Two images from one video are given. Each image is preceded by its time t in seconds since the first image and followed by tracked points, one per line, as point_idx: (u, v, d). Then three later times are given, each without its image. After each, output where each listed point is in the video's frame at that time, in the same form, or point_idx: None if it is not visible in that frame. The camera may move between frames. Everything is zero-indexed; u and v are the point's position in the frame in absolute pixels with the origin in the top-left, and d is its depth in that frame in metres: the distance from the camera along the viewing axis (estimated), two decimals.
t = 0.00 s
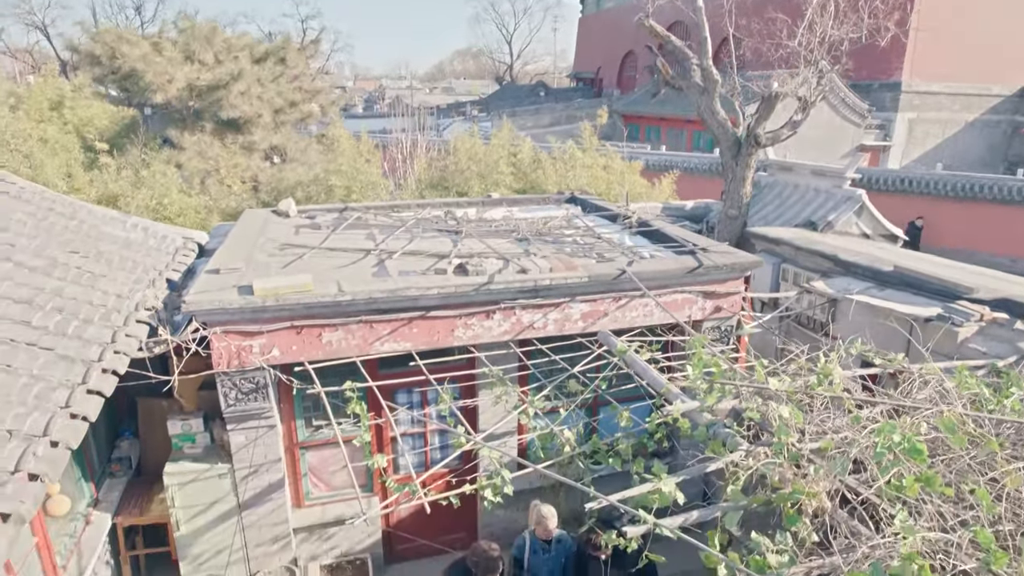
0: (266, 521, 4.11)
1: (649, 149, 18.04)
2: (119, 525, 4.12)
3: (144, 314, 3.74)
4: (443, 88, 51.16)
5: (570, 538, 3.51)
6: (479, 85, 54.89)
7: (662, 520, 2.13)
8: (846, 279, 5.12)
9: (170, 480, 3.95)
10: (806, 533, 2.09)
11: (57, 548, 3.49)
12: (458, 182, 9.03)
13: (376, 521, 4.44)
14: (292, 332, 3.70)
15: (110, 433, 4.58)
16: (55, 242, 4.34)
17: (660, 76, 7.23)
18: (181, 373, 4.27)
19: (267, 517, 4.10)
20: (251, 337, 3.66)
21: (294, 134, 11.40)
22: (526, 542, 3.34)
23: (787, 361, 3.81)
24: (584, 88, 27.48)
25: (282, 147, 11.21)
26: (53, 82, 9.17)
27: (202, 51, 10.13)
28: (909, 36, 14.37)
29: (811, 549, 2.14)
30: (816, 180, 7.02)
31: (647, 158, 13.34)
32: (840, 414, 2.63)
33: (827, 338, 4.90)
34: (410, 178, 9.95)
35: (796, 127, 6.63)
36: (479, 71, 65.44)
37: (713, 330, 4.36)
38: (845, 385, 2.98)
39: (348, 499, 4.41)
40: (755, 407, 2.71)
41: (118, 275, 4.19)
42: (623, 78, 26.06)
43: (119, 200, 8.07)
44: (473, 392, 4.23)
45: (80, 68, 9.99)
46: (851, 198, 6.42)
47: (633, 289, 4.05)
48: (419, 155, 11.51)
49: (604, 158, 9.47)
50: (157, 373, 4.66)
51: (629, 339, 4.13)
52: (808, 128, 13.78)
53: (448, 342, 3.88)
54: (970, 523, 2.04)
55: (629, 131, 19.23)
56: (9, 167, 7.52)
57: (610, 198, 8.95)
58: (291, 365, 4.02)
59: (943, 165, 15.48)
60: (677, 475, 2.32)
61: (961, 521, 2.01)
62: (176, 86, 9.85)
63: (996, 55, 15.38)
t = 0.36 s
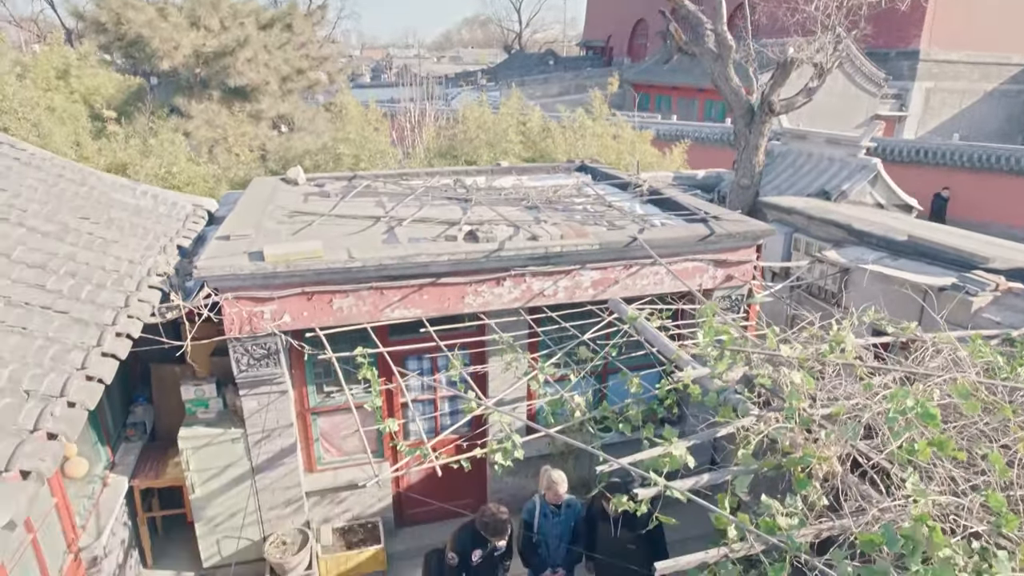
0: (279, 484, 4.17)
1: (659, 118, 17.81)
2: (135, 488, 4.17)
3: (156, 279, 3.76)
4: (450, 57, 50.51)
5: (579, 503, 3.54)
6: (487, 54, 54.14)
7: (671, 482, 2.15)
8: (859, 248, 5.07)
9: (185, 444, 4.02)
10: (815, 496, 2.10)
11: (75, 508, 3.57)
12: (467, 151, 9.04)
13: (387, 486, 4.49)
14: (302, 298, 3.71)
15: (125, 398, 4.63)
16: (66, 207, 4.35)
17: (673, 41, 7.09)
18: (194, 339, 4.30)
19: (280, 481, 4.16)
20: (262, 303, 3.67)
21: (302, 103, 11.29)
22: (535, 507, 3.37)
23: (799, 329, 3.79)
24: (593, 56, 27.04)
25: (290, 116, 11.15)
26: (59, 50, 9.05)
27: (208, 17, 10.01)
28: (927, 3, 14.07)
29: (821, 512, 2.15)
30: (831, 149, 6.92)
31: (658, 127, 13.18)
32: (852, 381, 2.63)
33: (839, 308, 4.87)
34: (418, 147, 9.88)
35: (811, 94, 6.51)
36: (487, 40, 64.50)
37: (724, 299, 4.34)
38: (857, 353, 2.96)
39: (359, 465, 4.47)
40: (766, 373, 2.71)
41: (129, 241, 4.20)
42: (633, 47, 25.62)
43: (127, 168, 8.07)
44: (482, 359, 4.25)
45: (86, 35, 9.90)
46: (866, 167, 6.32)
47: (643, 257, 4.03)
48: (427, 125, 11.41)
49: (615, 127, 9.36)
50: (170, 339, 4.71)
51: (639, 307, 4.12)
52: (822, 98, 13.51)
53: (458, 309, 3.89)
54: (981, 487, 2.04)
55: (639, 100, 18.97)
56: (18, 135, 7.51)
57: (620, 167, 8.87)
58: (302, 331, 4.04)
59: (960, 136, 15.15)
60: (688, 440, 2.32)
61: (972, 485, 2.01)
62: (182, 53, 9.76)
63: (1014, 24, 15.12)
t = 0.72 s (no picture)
0: (287, 454, 4.22)
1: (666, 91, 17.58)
2: (145, 457, 4.18)
3: (161, 250, 3.76)
4: (454, 29, 49.82)
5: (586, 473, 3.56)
6: (492, 26, 53.39)
7: (677, 451, 2.15)
8: (868, 221, 5.02)
9: (192, 414, 4.04)
10: (821, 465, 2.11)
11: (86, 477, 3.62)
12: (472, 124, 8.96)
13: (393, 456, 4.53)
14: (308, 269, 3.71)
15: (133, 369, 4.71)
16: (70, 178, 4.33)
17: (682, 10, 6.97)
18: (200, 309, 4.31)
19: (287, 451, 4.20)
20: (268, 274, 3.67)
21: (304, 75, 11.17)
22: (541, 476, 3.39)
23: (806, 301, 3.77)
24: (600, 28, 26.62)
25: (293, 88, 11.05)
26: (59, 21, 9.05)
27: None
28: None
29: (826, 480, 2.16)
30: (840, 121, 6.83)
31: (665, 100, 13.02)
32: (859, 352, 2.62)
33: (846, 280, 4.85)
34: (423, 120, 9.79)
35: (822, 65, 6.39)
36: (492, 11, 63.54)
37: (730, 271, 4.32)
38: (864, 325, 2.95)
39: (365, 435, 4.50)
40: (772, 344, 2.70)
41: (134, 212, 4.19)
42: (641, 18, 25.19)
43: (130, 140, 8.03)
44: (488, 330, 4.26)
45: (86, 5, 9.77)
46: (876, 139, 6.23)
47: (650, 229, 4.01)
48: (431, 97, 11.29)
49: (622, 99, 9.25)
50: (176, 310, 4.72)
51: (645, 280, 4.11)
52: (832, 71, 13.30)
53: (463, 281, 3.89)
54: (986, 457, 2.05)
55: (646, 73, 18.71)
56: (21, 107, 7.46)
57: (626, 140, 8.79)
58: (308, 303, 4.04)
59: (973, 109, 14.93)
60: (694, 408, 2.32)
61: (979, 454, 2.02)
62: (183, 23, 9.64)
63: None
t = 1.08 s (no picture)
0: (293, 426, 4.25)
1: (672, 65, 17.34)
2: (152, 429, 4.22)
3: (164, 222, 3.74)
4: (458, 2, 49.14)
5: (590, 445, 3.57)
6: None
7: (681, 422, 2.15)
8: (876, 195, 4.97)
9: (198, 386, 4.06)
10: (824, 435, 2.11)
11: (94, 448, 3.65)
12: (476, 97, 8.90)
13: (397, 428, 4.56)
14: (312, 241, 3.69)
15: (138, 342, 4.74)
16: (72, 149, 4.31)
17: None
18: (204, 282, 4.31)
19: (293, 423, 4.23)
20: (271, 246, 3.65)
21: (306, 47, 11.00)
22: (544, 449, 3.40)
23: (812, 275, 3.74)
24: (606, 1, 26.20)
25: (295, 61, 10.92)
26: None
27: None
28: None
29: (829, 450, 2.17)
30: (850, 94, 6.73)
31: (672, 74, 12.84)
32: (865, 325, 2.61)
33: (852, 255, 4.82)
34: (427, 94, 9.68)
35: (832, 36, 6.26)
36: None
37: (736, 245, 4.28)
38: (872, 298, 2.93)
39: (370, 408, 4.52)
40: (778, 317, 2.68)
41: (136, 183, 4.18)
42: None
43: (131, 113, 7.96)
44: (492, 302, 4.25)
45: None
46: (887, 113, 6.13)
47: (655, 202, 3.98)
48: (435, 70, 11.15)
49: (627, 71, 9.12)
50: (180, 282, 4.73)
51: (650, 253, 4.08)
52: (842, 45, 13.10)
53: (468, 254, 3.87)
54: (992, 428, 2.04)
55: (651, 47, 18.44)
56: (23, 79, 7.22)
57: (631, 113, 8.70)
58: (311, 275, 4.03)
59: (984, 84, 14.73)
60: (699, 379, 2.32)
61: (984, 425, 2.01)
62: None
63: None
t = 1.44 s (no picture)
0: (298, 393, 4.27)
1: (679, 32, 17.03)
2: (158, 395, 4.24)
3: (166, 188, 3.72)
4: None
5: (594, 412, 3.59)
6: None
7: (687, 387, 2.15)
8: (885, 163, 4.90)
9: (203, 353, 4.06)
10: (829, 400, 2.11)
11: (101, 413, 3.68)
12: (480, 62, 8.79)
13: (402, 395, 4.59)
14: (315, 208, 3.66)
15: (143, 310, 4.74)
16: (72, 114, 4.26)
17: None
18: (208, 249, 4.30)
19: (297, 389, 4.25)
20: (274, 213, 3.63)
21: (307, 13, 10.77)
22: (548, 415, 3.42)
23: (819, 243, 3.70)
24: None
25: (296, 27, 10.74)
26: None
27: None
28: None
29: (833, 415, 2.17)
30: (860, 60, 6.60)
31: (679, 40, 12.61)
32: (871, 292, 2.59)
33: (859, 224, 4.77)
34: (430, 60, 9.54)
35: None
36: None
37: (742, 213, 4.24)
38: (879, 266, 2.90)
39: (375, 374, 4.55)
40: (785, 284, 2.66)
41: (137, 149, 4.15)
42: None
43: (131, 80, 7.88)
44: (496, 270, 4.24)
45: None
46: (899, 79, 6.02)
47: (661, 168, 3.93)
48: (438, 37, 10.97)
49: (634, 37, 8.95)
50: (184, 249, 4.71)
51: (655, 221, 4.05)
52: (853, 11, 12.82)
53: (472, 221, 3.84)
54: (997, 394, 2.04)
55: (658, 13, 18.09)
56: (21, 45, 7.11)
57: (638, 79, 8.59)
58: (315, 242, 4.01)
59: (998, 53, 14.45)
60: (704, 345, 2.31)
61: (989, 390, 2.02)
62: None
63: None
